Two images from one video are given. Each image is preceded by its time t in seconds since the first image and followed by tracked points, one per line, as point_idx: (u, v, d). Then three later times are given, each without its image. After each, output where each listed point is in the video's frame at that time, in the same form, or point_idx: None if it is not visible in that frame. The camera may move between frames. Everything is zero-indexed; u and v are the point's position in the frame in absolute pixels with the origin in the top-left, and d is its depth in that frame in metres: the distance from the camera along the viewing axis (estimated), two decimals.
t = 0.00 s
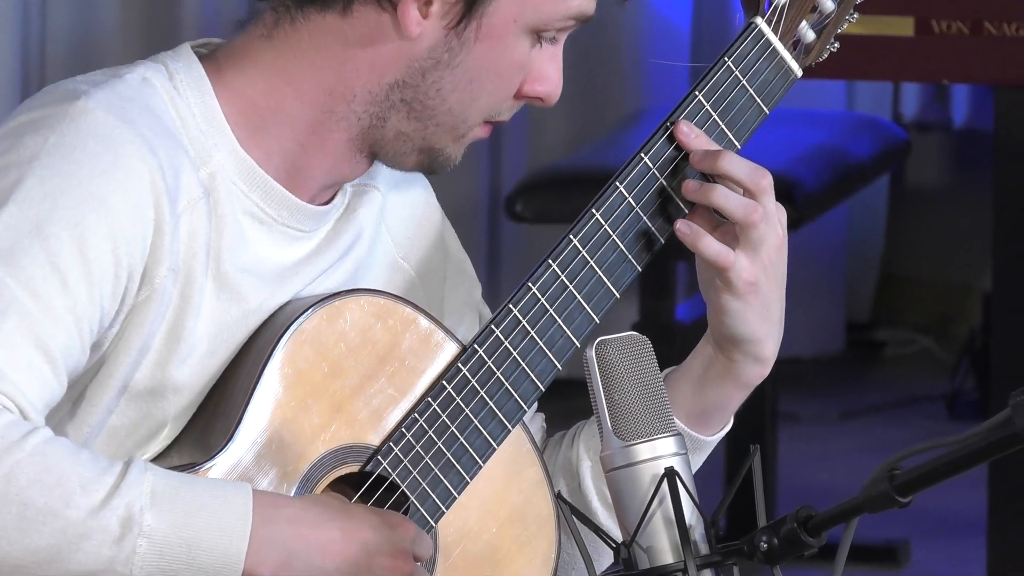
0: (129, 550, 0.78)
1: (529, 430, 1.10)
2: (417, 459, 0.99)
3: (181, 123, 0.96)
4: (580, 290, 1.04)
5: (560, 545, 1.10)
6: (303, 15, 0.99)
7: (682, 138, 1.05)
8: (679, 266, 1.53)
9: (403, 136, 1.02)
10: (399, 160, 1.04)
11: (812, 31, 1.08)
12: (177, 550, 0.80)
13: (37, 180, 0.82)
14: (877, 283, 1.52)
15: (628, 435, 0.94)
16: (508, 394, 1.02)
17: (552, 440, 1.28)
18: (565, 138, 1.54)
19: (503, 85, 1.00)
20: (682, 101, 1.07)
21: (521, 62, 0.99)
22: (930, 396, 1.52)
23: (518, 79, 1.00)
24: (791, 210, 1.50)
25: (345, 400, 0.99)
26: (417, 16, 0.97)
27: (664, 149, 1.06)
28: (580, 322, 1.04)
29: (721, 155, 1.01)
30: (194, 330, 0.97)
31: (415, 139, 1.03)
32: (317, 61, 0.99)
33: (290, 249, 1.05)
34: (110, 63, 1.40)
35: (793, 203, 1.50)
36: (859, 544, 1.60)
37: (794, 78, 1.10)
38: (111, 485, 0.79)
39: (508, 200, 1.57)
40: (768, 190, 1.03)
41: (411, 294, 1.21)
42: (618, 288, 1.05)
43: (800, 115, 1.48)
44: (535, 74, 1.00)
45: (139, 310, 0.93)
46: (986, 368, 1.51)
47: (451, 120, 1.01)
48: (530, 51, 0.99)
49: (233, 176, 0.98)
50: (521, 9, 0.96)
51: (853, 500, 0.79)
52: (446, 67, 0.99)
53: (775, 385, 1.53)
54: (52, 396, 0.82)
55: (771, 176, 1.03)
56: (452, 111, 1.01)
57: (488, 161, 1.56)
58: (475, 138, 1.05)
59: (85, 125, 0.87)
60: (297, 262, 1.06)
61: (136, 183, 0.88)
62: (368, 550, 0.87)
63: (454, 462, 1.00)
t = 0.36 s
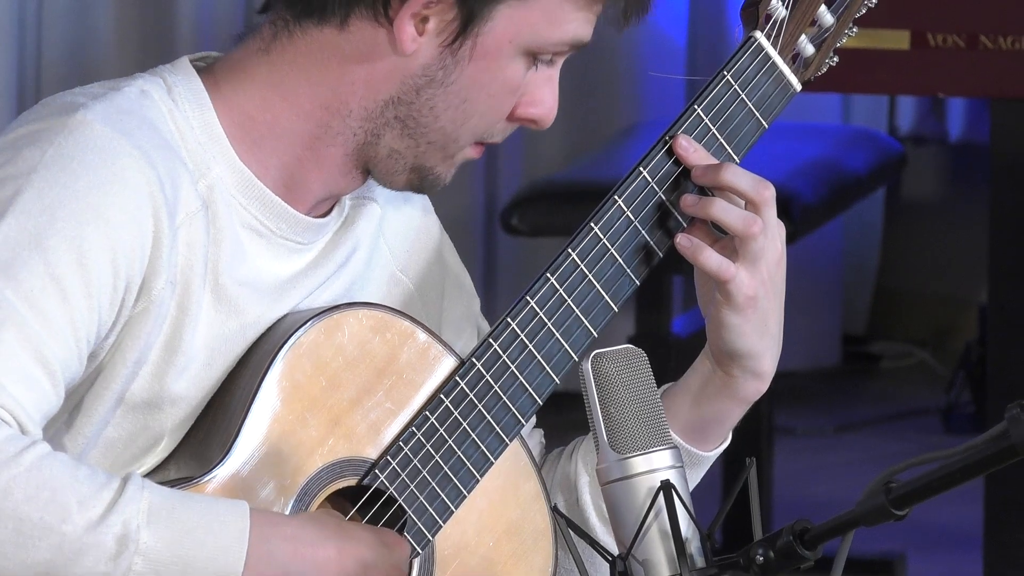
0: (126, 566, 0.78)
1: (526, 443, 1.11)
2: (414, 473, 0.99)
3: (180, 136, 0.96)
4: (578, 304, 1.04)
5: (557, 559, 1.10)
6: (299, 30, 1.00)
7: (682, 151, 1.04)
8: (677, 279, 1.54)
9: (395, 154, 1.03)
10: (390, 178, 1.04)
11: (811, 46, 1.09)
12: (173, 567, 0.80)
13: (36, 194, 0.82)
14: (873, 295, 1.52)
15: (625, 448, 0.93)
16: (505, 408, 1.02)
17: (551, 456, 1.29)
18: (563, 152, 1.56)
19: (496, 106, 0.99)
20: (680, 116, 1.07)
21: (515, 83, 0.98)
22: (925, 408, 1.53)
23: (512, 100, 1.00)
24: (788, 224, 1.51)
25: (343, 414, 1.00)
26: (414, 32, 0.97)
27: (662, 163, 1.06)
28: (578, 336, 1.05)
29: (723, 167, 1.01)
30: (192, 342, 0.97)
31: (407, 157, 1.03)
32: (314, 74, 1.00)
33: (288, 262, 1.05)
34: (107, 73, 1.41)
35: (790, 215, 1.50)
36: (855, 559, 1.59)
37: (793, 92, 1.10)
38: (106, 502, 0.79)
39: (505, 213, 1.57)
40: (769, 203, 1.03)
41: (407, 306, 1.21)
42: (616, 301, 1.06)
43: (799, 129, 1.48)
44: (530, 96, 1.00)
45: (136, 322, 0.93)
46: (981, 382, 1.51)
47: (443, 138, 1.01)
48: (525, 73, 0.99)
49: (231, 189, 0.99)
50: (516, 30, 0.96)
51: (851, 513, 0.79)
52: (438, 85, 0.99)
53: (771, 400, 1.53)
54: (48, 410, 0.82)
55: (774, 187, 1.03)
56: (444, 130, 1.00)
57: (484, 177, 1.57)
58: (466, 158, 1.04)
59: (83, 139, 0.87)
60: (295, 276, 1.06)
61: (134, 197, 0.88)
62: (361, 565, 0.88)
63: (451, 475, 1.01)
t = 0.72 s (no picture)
0: None
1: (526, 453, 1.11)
2: (414, 484, 0.99)
3: (178, 146, 0.96)
4: (578, 314, 1.04)
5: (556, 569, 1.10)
6: (292, 41, 1.00)
7: (682, 161, 1.04)
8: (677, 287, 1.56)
9: (390, 160, 1.02)
10: (385, 186, 1.04)
11: (811, 55, 1.09)
12: None
13: (36, 207, 0.82)
14: (873, 307, 1.53)
15: (625, 459, 0.90)
16: (505, 419, 1.03)
17: (548, 457, 1.28)
18: (564, 162, 1.58)
19: (489, 112, 1.00)
20: (680, 127, 1.07)
21: (507, 89, 0.99)
22: (924, 418, 1.52)
23: (505, 106, 1.00)
24: (787, 234, 1.52)
25: (344, 425, 1.00)
26: (405, 40, 0.97)
27: (661, 173, 1.05)
28: (578, 346, 1.05)
29: (713, 198, 1.02)
30: (191, 351, 0.97)
31: (401, 163, 1.02)
32: (308, 83, 1.00)
33: (288, 271, 1.05)
34: (108, 82, 1.42)
35: (789, 226, 1.52)
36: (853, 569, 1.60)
37: (794, 103, 1.09)
38: (111, 515, 0.80)
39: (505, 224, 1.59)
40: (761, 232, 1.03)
41: (406, 315, 1.21)
42: (616, 311, 1.05)
43: (798, 140, 1.50)
44: (524, 100, 1.00)
45: (136, 333, 0.93)
46: (981, 392, 1.50)
47: (437, 144, 1.01)
48: (518, 77, 0.99)
49: (231, 200, 0.98)
50: (507, 35, 0.96)
51: (850, 525, 0.79)
52: (431, 92, 0.99)
53: (771, 412, 1.53)
54: (50, 422, 0.82)
55: (766, 216, 1.03)
56: (437, 136, 1.00)
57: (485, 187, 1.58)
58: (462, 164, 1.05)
59: (83, 151, 0.87)
60: (295, 285, 1.06)
61: (134, 208, 0.88)
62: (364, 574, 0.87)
63: (451, 486, 1.01)
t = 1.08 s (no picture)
0: None
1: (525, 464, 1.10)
2: (413, 494, 0.99)
3: (175, 156, 0.96)
4: (576, 324, 1.04)
5: None
6: (286, 51, 1.00)
7: (678, 172, 1.04)
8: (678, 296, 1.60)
9: (385, 171, 1.02)
10: (382, 196, 1.05)
11: (808, 64, 1.08)
12: None
13: (33, 218, 0.82)
14: (873, 315, 1.53)
15: (624, 470, 0.90)
16: (504, 429, 1.03)
17: (547, 470, 1.28)
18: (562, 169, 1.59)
19: (483, 123, 1.00)
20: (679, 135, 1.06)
21: (502, 99, 0.99)
22: (924, 429, 1.52)
23: (500, 116, 1.00)
24: (787, 245, 1.53)
25: (342, 436, 1.00)
26: (396, 52, 0.97)
27: (659, 183, 1.05)
28: (576, 355, 1.04)
29: (699, 212, 1.02)
30: (190, 363, 0.97)
31: (397, 174, 1.03)
32: (302, 95, 1.00)
33: (286, 282, 1.05)
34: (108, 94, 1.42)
35: (789, 238, 1.53)
36: None
37: (790, 111, 1.09)
38: (111, 524, 0.80)
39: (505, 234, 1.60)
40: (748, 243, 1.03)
41: (405, 326, 1.21)
42: (614, 321, 1.05)
43: (795, 150, 1.52)
44: (519, 110, 1.00)
45: (134, 345, 0.93)
46: (981, 404, 1.49)
47: (431, 155, 1.01)
48: (512, 88, 0.99)
49: (229, 211, 0.99)
50: (498, 46, 0.96)
51: (850, 536, 0.79)
52: (424, 104, 0.99)
53: (770, 423, 1.55)
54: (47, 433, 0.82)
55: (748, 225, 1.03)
56: (431, 147, 1.00)
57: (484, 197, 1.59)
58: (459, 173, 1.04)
59: (80, 161, 0.87)
60: (293, 295, 1.06)
61: (132, 219, 0.88)
62: None
63: (450, 497, 1.00)
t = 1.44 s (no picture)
0: None
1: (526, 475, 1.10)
2: (412, 505, 0.99)
3: (178, 168, 0.97)
4: (576, 334, 1.04)
5: None
6: (286, 62, 1.01)
7: (676, 183, 1.04)
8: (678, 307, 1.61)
9: (384, 182, 1.02)
10: (384, 207, 1.05)
11: (806, 74, 1.08)
12: None
13: (39, 228, 0.83)
14: (873, 327, 1.54)
15: (625, 480, 0.89)
16: (503, 440, 1.03)
17: (550, 480, 1.28)
18: (564, 184, 1.59)
19: (479, 137, 0.99)
20: (677, 146, 1.07)
21: (498, 115, 0.98)
22: (924, 440, 1.52)
23: (499, 130, 0.99)
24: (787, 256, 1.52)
25: (341, 447, 1.00)
26: (384, 65, 0.98)
27: (658, 194, 1.05)
28: (576, 366, 1.05)
29: (699, 221, 1.02)
30: (191, 375, 0.98)
31: (396, 186, 1.03)
32: (299, 107, 1.00)
33: (286, 295, 1.05)
34: (108, 107, 1.43)
35: (789, 247, 1.52)
36: None
37: (789, 120, 1.09)
38: (115, 540, 0.80)
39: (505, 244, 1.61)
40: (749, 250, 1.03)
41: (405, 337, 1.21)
42: (613, 331, 1.05)
43: (795, 162, 1.54)
44: (520, 125, 0.99)
45: (136, 357, 0.93)
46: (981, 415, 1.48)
47: (428, 168, 1.01)
48: (509, 105, 0.98)
49: (231, 223, 0.99)
50: (489, 62, 0.96)
51: (850, 545, 0.79)
52: (415, 118, 0.99)
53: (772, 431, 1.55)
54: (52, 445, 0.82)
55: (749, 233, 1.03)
56: (426, 160, 1.00)
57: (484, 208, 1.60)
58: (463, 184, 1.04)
59: (85, 172, 0.88)
60: (293, 307, 1.06)
61: (137, 229, 0.89)
62: None
63: (450, 507, 1.00)
